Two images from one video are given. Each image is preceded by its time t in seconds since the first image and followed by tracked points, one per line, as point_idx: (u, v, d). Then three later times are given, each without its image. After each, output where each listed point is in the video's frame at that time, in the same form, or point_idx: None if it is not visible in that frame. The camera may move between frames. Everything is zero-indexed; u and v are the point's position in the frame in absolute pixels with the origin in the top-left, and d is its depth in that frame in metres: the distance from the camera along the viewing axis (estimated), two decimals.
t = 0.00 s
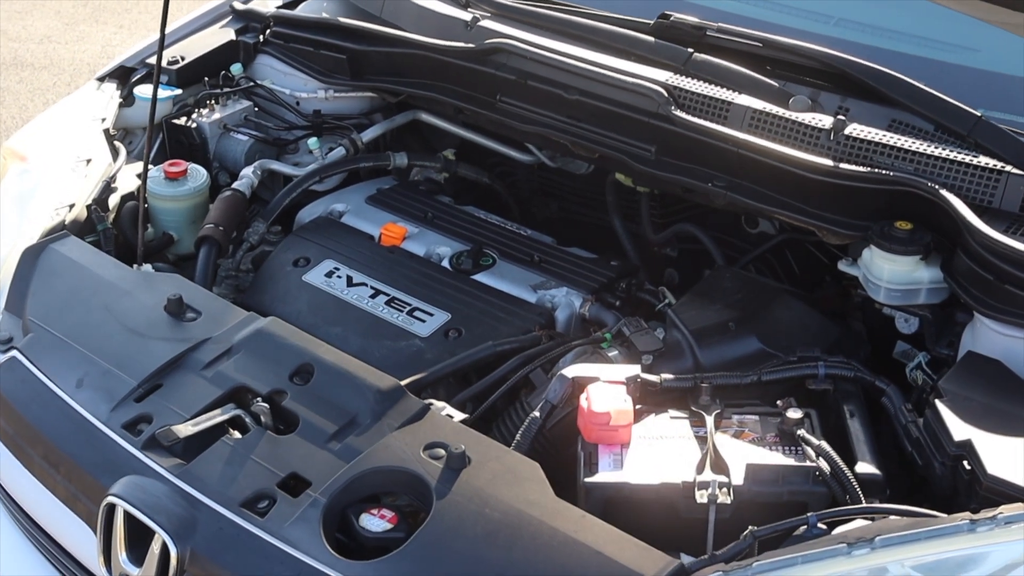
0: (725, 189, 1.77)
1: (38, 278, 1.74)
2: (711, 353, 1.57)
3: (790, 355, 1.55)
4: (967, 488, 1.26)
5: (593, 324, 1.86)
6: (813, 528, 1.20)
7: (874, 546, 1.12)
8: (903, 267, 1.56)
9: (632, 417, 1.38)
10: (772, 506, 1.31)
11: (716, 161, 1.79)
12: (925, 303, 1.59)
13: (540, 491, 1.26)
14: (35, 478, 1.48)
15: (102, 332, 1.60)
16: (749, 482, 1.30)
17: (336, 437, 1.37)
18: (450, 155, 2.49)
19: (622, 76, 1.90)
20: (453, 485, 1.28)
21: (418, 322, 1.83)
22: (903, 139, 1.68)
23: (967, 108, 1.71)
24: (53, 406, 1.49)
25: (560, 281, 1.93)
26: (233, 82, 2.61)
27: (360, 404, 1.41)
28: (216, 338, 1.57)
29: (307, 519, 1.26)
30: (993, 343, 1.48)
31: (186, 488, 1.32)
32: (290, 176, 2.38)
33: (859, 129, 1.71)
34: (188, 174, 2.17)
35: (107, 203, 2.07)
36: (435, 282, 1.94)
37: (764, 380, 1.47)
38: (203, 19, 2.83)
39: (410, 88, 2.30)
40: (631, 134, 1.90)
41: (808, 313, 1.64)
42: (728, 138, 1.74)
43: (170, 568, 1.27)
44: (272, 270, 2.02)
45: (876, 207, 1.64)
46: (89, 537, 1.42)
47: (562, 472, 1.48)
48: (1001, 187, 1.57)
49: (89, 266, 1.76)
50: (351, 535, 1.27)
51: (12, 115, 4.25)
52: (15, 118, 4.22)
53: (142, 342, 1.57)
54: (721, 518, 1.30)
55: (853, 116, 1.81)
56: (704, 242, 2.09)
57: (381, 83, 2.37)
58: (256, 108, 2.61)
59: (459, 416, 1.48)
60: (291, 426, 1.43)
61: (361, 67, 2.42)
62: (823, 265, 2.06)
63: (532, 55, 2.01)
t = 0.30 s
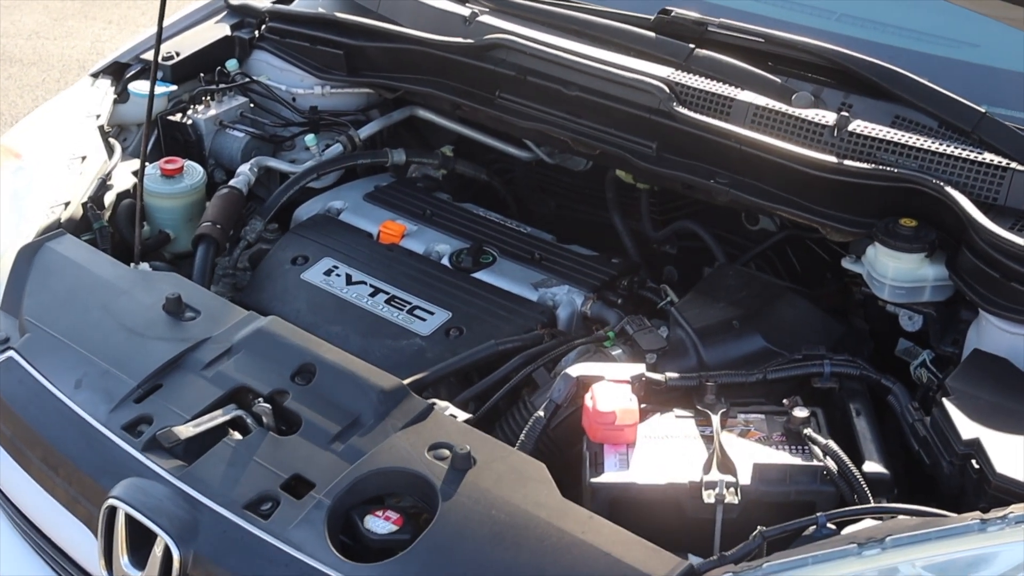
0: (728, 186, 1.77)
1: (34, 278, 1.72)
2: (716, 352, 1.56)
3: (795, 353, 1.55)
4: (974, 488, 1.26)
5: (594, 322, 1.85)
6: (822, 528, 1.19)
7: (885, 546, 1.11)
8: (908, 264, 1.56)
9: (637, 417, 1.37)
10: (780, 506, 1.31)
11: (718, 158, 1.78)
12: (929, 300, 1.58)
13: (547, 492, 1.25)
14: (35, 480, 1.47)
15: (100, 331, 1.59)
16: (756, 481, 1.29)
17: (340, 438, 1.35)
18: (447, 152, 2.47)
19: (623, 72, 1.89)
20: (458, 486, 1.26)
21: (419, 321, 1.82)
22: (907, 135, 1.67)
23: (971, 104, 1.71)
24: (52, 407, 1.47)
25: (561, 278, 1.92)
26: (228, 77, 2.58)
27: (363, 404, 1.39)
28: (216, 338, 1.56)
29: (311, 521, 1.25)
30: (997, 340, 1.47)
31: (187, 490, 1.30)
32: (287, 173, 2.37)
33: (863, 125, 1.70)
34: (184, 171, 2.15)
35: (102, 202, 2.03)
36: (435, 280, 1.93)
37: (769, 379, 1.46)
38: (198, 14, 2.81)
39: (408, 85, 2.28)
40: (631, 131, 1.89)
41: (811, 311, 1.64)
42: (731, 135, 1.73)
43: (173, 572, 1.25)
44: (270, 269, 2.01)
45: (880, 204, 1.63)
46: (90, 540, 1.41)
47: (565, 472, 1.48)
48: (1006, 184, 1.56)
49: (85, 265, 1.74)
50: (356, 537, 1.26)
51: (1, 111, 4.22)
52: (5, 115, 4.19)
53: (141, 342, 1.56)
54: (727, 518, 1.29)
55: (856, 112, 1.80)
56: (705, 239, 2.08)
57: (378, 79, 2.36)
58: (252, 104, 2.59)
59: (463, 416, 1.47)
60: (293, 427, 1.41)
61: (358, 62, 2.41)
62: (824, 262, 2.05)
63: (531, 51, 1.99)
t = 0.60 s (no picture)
0: (730, 183, 1.75)
1: (30, 276, 1.70)
2: (719, 350, 1.56)
3: (800, 352, 1.54)
4: (982, 488, 1.25)
5: (596, 321, 1.84)
6: (831, 529, 1.19)
7: (894, 547, 1.11)
8: (912, 262, 1.55)
9: (642, 417, 1.36)
10: (786, 506, 1.30)
11: (721, 155, 1.77)
12: (933, 298, 1.58)
13: (553, 492, 1.24)
14: (33, 481, 1.45)
15: (98, 331, 1.57)
16: (762, 482, 1.28)
17: (342, 438, 1.34)
18: (445, 149, 2.48)
19: (625, 68, 1.88)
20: (463, 486, 1.25)
21: (419, 319, 1.80)
22: (911, 132, 1.67)
23: (975, 101, 1.70)
24: (50, 408, 1.45)
25: (562, 276, 1.90)
26: (224, 73, 2.56)
27: (366, 404, 1.38)
28: (216, 337, 1.54)
29: (315, 523, 1.23)
30: (1002, 338, 1.47)
31: (189, 491, 1.29)
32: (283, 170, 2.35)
33: (866, 122, 1.69)
34: (181, 168, 2.13)
35: (99, 199, 2.01)
36: (436, 278, 1.92)
37: (774, 378, 1.45)
38: (195, 9, 2.79)
39: (406, 81, 2.26)
40: (632, 128, 1.88)
41: (815, 310, 1.63)
42: (734, 132, 1.72)
43: None
44: (268, 267, 2.00)
45: (883, 202, 1.62)
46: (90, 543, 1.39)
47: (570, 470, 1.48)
48: (1011, 181, 1.56)
49: (83, 263, 1.72)
50: (360, 539, 1.25)
51: None
52: None
53: (140, 341, 1.54)
54: (734, 519, 1.28)
55: (859, 109, 1.80)
56: (706, 236, 2.08)
57: (376, 75, 2.34)
58: (248, 101, 2.58)
59: (466, 417, 1.45)
60: (295, 427, 1.40)
61: (354, 58, 2.39)
62: (824, 260, 2.06)
63: (531, 47, 1.98)
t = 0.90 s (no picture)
0: (732, 181, 1.74)
1: (26, 277, 1.68)
2: (723, 351, 1.54)
3: (804, 353, 1.53)
4: (990, 490, 1.25)
5: (598, 321, 1.83)
6: (840, 532, 1.18)
7: (904, 551, 1.10)
8: (917, 262, 1.55)
9: (647, 418, 1.34)
10: (793, 509, 1.29)
11: (723, 154, 1.76)
12: (938, 298, 1.57)
13: (558, 495, 1.23)
14: (32, 484, 1.44)
15: (96, 332, 1.55)
16: (769, 484, 1.27)
17: (345, 440, 1.33)
18: (444, 148, 2.47)
19: (626, 66, 1.87)
20: (468, 489, 1.24)
21: (419, 319, 1.79)
22: (914, 131, 1.66)
23: (979, 100, 1.70)
24: (48, 410, 1.44)
25: (563, 276, 1.89)
26: (219, 71, 2.54)
27: (368, 406, 1.36)
28: (215, 338, 1.53)
29: (318, 527, 1.22)
30: (1008, 339, 1.46)
31: (189, 495, 1.27)
32: (280, 169, 2.33)
33: (870, 121, 1.68)
34: (178, 166, 2.11)
35: (94, 198, 1.99)
36: (436, 279, 1.90)
37: (779, 379, 1.45)
38: (190, 6, 2.76)
39: (403, 78, 2.24)
40: (634, 127, 1.87)
41: (818, 310, 1.62)
42: (736, 130, 1.71)
43: None
44: (266, 266, 1.98)
45: (887, 201, 1.61)
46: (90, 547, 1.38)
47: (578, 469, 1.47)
48: (1016, 181, 1.55)
49: (79, 263, 1.70)
50: (364, 542, 1.24)
51: None
52: None
53: (138, 342, 1.52)
54: (741, 521, 1.28)
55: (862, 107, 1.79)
56: (707, 235, 2.07)
57: (373, 73, 2.32)
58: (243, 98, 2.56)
59: (469, 417, 1.45)
60: (297, 429, 1.39)
61: (351, 56, 2.37)
62: (826, 260, 2.06)
63: (531, 45, 1.98)
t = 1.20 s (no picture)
0: (734, 183, 1.73)
1: (21, 280, 1.66)
2: (726, 355, 1.53)
3: (808, 356, 1.52)
4: (997, 495, 1.24)
5: (599, 324, 1.82)
6: (848, 538, 1.17)
7: (914, 557, 1.09)
8: (920, 265, 1.54)
9: (651, 423, 1.33)
10: (799, 514, 1.28)
11: (725, 155, 1.75)
12: (942, 301, 1.56)
13: (564, 501, 1.22)
14: (29, 491, 1.43)
15: (92, 336, 1.53)
16: (775, 489, 1.26)
17: (346, 446, 1.31)
18: (441, 148, 2.45)
19: (627, 67, 1.86)
20: (472, 496, 1.22)
21: (419, 323, 1.77)
22: (917, 133, 1.65)
23: (983, 101, 1.69)
24: (45, 416, 1.42)
25: (563, 279, 1.88)
26: (214, 72, 2.52)
27: (370, 411, 1.35)
28: (214, 342, 1.51)
29: (320, 534, 1.20)
30: (1012, 341, 1.45)
31: (189, 502, 1.26)
32: (276, 170, 2.31)
33: (872, 122, 1.68)
34: (173, 168, 2.09)
35: (89, 200, 1.97)
36: (435, 281, 1.89)
37: (783, 383, 1.44)
38: (184, 6, 2.75)
39: (400, 78, 2.22)
40: (635, 128, 1.85)
41: (822, 313, 1.62)
42: (739, 131, 1.70)
43: None
44: (263, 269, 1.97)
45: (891, 203, 1.61)
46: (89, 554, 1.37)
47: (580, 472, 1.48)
48: (1020, 183, 1.55)
49: (75, 266, 1.68)
50: (366, 550, 1.22)
51: None
52: None
53: (135, 347, 1.51)
54: (746, 527, 1.27)
55: (864, 108, 1.78)
56: (707, 237, 2.07)
57: (369, 73, 2.30)
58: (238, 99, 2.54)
59: (472, 423, 1.43)
60: (297, 435, 1.37)
61: (347, 56, 2.36)
62: (826, 262, 2.06)
63: (529, 45, 1.97)
